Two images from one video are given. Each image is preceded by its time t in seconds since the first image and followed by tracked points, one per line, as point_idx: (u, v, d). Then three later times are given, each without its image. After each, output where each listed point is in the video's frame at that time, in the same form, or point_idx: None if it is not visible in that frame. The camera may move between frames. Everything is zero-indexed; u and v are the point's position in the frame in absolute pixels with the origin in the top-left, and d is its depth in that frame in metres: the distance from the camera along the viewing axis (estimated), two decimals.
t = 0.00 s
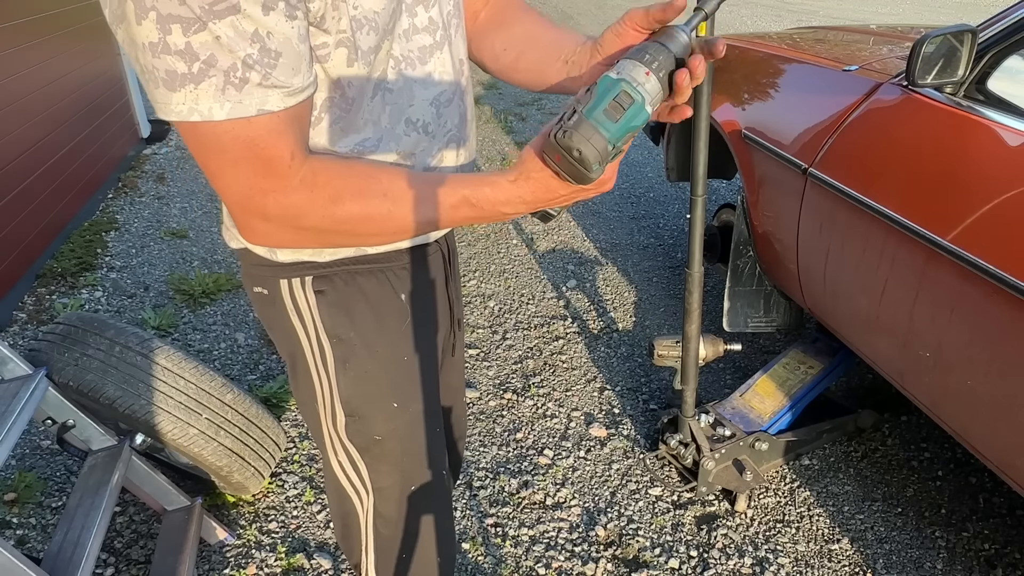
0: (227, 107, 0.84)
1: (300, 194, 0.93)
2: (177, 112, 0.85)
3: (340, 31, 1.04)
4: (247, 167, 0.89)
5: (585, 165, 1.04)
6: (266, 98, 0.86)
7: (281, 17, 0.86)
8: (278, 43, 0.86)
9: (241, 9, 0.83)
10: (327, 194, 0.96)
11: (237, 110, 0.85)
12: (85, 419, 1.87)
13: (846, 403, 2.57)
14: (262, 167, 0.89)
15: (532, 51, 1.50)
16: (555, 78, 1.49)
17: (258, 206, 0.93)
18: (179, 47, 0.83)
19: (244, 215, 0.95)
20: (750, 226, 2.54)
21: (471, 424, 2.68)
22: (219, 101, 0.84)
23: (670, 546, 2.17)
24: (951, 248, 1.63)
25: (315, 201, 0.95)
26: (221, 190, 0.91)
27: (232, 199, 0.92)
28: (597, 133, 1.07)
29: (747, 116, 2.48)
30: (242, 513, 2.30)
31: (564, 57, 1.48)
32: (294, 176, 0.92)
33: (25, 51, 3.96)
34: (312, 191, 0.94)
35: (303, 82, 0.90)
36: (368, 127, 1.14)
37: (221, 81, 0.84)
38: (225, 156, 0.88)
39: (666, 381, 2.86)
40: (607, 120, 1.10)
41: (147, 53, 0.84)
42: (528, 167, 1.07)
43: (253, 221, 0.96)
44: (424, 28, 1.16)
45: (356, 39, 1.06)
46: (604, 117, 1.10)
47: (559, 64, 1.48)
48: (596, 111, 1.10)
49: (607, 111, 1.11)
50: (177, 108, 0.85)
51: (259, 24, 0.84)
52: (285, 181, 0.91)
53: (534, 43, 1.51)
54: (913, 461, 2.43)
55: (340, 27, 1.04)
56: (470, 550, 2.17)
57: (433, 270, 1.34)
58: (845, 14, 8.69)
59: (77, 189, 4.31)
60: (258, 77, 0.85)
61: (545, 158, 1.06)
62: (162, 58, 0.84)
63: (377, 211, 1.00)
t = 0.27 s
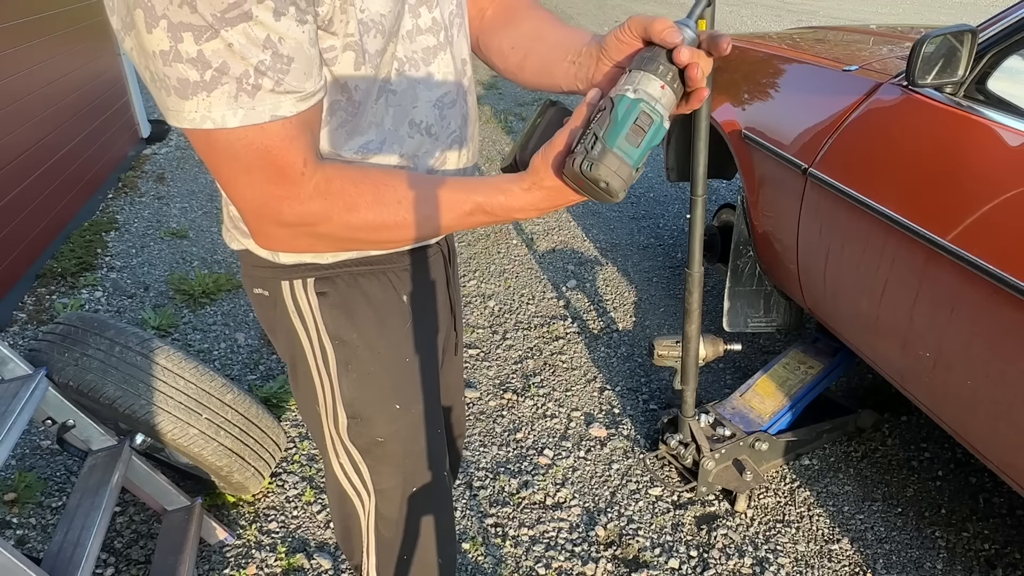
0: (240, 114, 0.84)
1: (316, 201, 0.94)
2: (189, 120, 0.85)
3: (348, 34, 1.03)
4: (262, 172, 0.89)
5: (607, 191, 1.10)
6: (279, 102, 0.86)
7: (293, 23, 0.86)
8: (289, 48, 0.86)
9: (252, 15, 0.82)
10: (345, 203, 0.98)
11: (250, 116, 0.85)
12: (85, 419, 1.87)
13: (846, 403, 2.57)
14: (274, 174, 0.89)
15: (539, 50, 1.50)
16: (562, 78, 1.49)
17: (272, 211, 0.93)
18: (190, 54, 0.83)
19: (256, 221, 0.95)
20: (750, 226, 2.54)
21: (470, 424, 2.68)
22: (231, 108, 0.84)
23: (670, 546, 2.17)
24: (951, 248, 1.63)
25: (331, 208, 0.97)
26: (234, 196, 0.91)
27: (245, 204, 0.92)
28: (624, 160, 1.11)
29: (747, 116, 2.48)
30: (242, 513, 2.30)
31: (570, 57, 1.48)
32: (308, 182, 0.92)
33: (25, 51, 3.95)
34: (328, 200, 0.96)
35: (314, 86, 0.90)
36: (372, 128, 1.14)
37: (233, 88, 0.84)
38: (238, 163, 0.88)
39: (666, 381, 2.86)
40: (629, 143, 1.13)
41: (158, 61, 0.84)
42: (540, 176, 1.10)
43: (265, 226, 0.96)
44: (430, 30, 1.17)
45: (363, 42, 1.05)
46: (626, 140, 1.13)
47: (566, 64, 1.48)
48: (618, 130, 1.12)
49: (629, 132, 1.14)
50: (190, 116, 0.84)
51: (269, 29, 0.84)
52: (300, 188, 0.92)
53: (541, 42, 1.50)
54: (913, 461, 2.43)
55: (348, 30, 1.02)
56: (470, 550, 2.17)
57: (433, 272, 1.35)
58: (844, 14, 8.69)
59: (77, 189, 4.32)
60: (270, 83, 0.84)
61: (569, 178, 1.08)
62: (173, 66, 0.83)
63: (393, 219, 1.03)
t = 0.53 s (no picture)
0: (243, 120, 0.84)
1: (319, 207, 0.95)
2: (192, 126, 0.84)
3: (350, 39, 1.03)
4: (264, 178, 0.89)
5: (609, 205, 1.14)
6: (281, 109, 0.85)
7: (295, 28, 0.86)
8: (292, 53, 0.85)
9: (254, 21, 0.82)
10: (349, 209, 0.98)
11: (252, 123, 0.85)
12: (85, 419, 1.87)
13: (846, 403, 2.57)
14: (277, 180, 0.89)
15: (543, 53, 1.50)
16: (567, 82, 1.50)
17: (275, 217, 0.93)
18: (193, 61, 0.82)
19: (260, 226, 0.95)
20: (750, 226, 2.54)
21: (471, 424, 2.68)
22: (234, 115, 0.84)
23: (670, 546, 2.17)
24: (951, 248, 1.63)
25: (335, 214, 0.97)
26: (237, 202, 0.91)
27: (248, 211, 0.92)
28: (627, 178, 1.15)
29: (747, 116, 2.48)
30: (242, 513, 2.30)
31: (575, 61, 1.48)
32: (310, 188, 0.92)
33: (25, 51, 3.95)
34: (332, 206, 0.96)
35: (316, 91, 0.89)
36: (373, 132, 1.14)
37: (236, 95, 0.83)
38: (240, 170, 0.88)
39: (666, 381, 2.86)
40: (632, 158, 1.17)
41: (160, 68, 0.83)
42: (541, 182, 1.13)
43: (269, 232, 0.96)
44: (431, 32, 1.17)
45: (364, 46, 1.05)
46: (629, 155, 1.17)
47: (571, 69, 1.48)
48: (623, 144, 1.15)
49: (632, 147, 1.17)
50: (191, 123, 0.84)
51: (272, 35, 0.83)
52: (303, 194, 0.92)
53: (546, 45, 1.50)
54: (913, 461, 2.43)
55: (350, 35, 1.02)
56: (470, 550, 2.17)
57: (433, 273, 1.35)
58: (844, 14, 8.70)
59: (77, 189, 4.32)
60: (273, 89, 0.84)
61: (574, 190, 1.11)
62: (175, 73, 0.83)
63: (396, 224, 1.03)
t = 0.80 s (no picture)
0: (242, 123, 0.84)
1: (320, 210, 0.95)
2: (190, 129, 0.84)
3: (349, 40, 1.03)
4: (264, 181, 0.89)
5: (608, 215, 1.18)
6: (280, 112, 0.85)
7: (295, 30, 0.86)
8: (292, 56, 0.85)
9: (254, 23, 0.82)
10: (350, 212, 0.99)
11: (252, 126, 0.84)
12: (85, 419, 1.87)
13: (846, 403, 2.57)
14: (277, 183, 0.89)
15: (550, 53, 1.50)
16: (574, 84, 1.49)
17: (275, 220, 0.93)
18: (191, 64, 0.82)
19: (260, 229, 0.95)
20: (750, 226, 2.54)
21: (471, 424, 2.68)
22: (233, 117, 0.83)
23: (670, 546, 2.17)
24: (951, 248, 1.63)
25: (335, 217, 0.97)
26: (237, 205, 0.91)
27: (248, 213, 0.92)
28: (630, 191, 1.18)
29: (747, 116, 2.48)
30: (242, 513, 2.30)
31: (582, 63, 1.47)
32: (310, 191, 0.92)
33: (25, 51, 3.95)
34: (332, 210, 0.96)
35: (316, 93, 0.89)
36: (373, 134, 1.13)
37: (235, 98, 0.83)
38: (240, 172, 0.88)
39: (666, 381, 2.86)
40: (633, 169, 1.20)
41: (158, 70, 0.83)
42: (541, 187, 1.14)
43: (268, 235, 0.96)
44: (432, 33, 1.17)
45: (364, 48, 1.05)
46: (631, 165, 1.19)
47: (577, 71, 1.48)
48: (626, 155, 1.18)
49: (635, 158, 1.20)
50: (190, 126, 0.84)
51: (272, 37, 0.83)
52: (303, 197, 0.92)
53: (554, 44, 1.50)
54: (913, 461, 2.43)
55: (349, 37, 1.02)
56: (470, 550, 2.17)
57: (432, 274, 1.35)
58: (844, 14, 8.70)
59: (77, 189, 4.32)
60: (272, 92, 0.84)
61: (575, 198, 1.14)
62: (174, 76, 0.83)
63: (396, 228, 1.04)
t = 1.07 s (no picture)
0: (241, 122, 0.84)
1: (320, 209, 0.95)
2: (189, 128, 0.84)
3: (348, 40, 1.03)
4: (264, 180, 0.89)
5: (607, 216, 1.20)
6: (280, 111, 0.85)
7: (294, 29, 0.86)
8: (291, 54, 0.85)
9: (253, 23, 0.82)
10: (350, 211, 0.99)
11: (251, 125, 0.84)
12: (85, 419, 1.87)
13: (846, 403, 2.57)
14: (277, 183, 0.89)
15: (556, 53, 1.49)
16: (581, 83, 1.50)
17: (275, 220, 0.93)
18: (190, 63, 0.82)
19: (260, 229, 0.95)
20: (750, 226, 2.54)
21: (470, 424, 2.68)
22: (232, 116, 0.83)
23: (670, 546, 2.17)
24: (951, 248, 1.63)
25: (335, 217, 0.97)
26: (237, 205, 0.91)
27: (248, 213, 0.92)
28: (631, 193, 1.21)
29: (747, 116, 2.48)
30: (242, 513, 2.30)
31: (588, 62, 1.47)
32: (310, 191, 0.92)
33: (25, 51, 3.95)
34: (332, 209, 0.96)
35: (315, 93, 0.89)
36: (372, 135, 1.13)
37: (234, 96, 0.83)
38: (240, 172, 0.88)
39: (666, 381, 2.86)
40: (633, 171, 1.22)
41: (157, 69, 0.83)
42: (542, 186, 1.14)
43: (269, 235, 0.96)
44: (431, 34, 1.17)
45: (363, 47, 1.05)
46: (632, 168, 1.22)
47: (584, 71, 1.48)
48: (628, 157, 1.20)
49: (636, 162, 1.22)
50: (189, 124, 0.84)
51: (270, 36, 0.83)
52: (303, 196, 0.92)
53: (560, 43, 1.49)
54: (913, 461, 2.43)
55: (348, 36, 1.02)
56: (470, 550, 2.17)
57: (431, 274, 1.35)
58: (844, 14, 8.70)
59: (76, 189, 4.32)
60: (270, 91, 0.84)
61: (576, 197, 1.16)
62: (173, 74, 0.83)
63: (395, 227, 1.04)
